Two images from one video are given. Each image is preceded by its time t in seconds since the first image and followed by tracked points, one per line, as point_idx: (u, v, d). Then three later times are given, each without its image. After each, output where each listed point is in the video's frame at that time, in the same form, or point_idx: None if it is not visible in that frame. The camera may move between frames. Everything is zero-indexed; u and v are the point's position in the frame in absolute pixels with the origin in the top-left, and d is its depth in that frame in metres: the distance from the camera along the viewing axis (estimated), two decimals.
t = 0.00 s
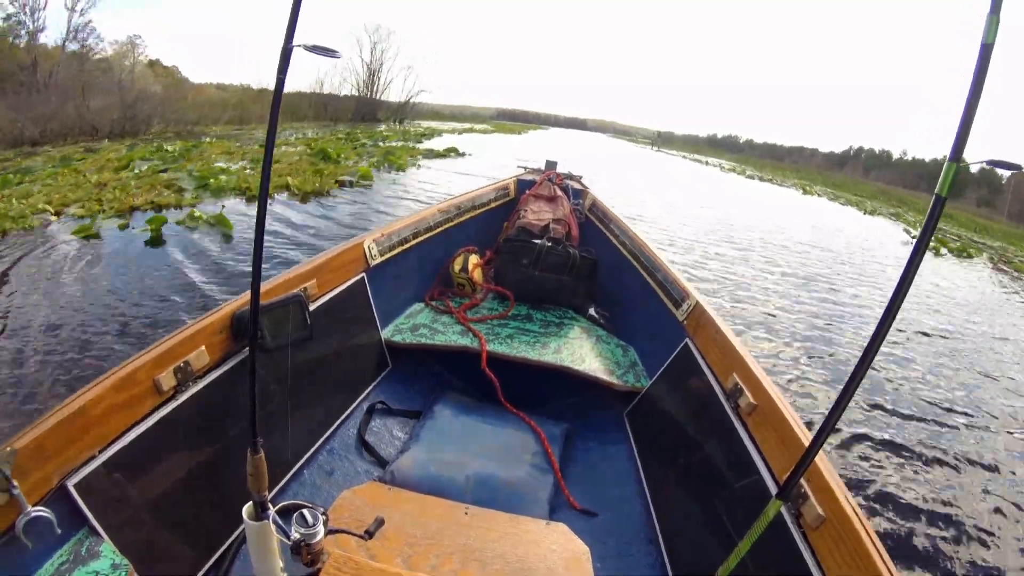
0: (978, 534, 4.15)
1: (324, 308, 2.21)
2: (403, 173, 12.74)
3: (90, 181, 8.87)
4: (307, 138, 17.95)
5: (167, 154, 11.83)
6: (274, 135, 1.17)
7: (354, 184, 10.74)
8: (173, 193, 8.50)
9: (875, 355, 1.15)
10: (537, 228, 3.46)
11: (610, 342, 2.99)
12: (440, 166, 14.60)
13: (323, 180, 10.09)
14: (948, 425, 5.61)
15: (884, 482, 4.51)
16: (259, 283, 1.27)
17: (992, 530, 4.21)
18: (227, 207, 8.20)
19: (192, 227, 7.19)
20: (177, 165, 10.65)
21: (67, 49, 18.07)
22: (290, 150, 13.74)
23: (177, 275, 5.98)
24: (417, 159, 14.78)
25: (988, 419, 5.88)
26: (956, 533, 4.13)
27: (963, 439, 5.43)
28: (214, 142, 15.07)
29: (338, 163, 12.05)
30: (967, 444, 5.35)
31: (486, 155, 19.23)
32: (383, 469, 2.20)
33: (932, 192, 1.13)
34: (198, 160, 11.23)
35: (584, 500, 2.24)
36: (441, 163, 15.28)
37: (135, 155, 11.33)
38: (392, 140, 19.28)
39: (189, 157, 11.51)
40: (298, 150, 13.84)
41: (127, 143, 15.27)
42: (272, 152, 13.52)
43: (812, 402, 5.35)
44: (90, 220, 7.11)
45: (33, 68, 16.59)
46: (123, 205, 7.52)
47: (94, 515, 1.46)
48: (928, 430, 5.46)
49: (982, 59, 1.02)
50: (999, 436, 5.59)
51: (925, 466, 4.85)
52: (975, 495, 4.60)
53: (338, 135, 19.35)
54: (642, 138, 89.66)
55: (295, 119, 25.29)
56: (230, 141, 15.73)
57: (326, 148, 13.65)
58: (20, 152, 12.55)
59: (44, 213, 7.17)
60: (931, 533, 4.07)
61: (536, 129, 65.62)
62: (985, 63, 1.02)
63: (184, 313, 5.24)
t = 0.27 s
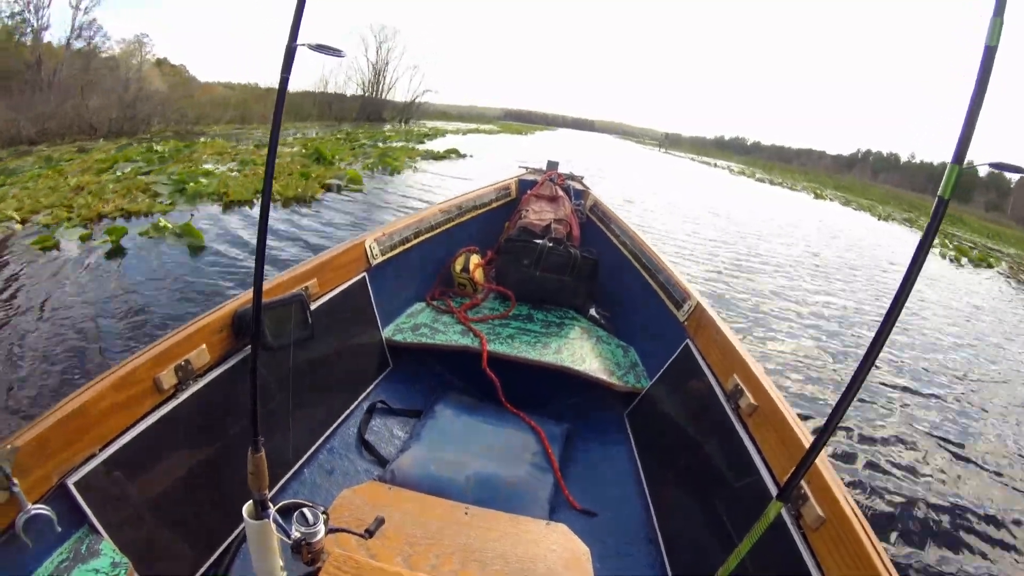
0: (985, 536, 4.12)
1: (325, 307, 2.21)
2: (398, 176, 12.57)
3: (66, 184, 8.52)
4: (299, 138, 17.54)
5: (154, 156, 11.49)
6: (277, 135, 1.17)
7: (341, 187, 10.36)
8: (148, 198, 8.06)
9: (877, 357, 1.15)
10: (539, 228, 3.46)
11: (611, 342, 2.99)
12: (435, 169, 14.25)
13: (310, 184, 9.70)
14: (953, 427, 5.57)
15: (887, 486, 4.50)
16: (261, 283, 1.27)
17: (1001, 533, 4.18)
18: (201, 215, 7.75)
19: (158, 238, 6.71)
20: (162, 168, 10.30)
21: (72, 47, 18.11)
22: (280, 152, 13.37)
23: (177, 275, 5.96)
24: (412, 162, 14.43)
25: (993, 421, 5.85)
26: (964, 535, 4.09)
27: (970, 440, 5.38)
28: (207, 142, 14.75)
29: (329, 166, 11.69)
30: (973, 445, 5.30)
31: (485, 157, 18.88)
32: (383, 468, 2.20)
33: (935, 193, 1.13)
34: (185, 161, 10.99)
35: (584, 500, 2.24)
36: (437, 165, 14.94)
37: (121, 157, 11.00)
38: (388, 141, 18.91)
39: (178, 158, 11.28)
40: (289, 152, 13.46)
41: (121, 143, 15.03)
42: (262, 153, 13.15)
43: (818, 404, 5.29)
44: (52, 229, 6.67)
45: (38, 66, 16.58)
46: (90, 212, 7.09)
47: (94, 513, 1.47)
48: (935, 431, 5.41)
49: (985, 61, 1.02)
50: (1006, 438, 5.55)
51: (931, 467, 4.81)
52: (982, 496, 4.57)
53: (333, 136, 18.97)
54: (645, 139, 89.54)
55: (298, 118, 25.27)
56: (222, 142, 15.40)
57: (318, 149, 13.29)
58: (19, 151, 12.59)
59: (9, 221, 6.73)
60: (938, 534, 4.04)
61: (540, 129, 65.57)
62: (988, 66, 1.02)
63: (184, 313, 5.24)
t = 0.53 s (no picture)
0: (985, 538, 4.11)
1: (323, 304, 2.20)
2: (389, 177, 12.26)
3: (36, 188, 8.11)
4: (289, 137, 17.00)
5: (136, 156, 11.06)
6: (274, 130, 1.16)
7: (323, 191, 9.91)
8: (115, 204, 7.61)
9: (875, 354, 1.15)
10: (537, 226, 3.46)
11: (609, 340, 2.98)
12: (427, 171, 13.79)
13: (289, 187, 9.24)
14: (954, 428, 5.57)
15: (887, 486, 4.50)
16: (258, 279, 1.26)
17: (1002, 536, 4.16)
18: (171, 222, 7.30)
19: (114, 251, 6.20)
20: (141, 168, 9.87)
21: (72, 43, 18.08)
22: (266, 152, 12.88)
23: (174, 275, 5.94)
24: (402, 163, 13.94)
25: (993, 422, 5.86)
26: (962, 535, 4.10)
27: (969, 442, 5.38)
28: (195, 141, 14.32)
29: (315, 168, 11.22)
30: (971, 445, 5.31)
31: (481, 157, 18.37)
32: (381, 465, 2.19)
33: (933, 190, 1.13)
34: (169, 162, 10.63)
35: (582, 498, 2.25)
36: (430, 166, 14.49)
37: (100, 157, 10.57)
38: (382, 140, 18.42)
39: (163, 159, 10.95)
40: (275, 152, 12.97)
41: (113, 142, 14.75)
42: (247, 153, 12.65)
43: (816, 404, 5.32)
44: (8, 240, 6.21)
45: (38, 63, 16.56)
46: (51, 219, 6.64)
47: (92, 510, 1.46)
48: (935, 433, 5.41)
49: (984, 58, 1.02)
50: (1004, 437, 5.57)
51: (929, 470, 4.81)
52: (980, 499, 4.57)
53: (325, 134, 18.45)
54: (646, 137, 89.38)
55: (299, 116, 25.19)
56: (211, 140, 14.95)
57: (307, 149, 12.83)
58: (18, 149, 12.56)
59: None
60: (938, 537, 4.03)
61: (542, 128, 65.53)
62: (987, 63, 1.01)
63: (183, 311, 5.23)
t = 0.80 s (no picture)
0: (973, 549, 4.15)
1: (316, 302, 2.20)
2: (377, 181, 11.85)
3: None
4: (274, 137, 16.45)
5: (110, 156, 10.54)
6: (267, 128, 1.16)
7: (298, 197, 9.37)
8: (74, 212, 7.10)
9: (868, 355, 1.15)
10: (532, 224, 3.45)
11: (603, 339, 2.99)
12: (415, 176, 13.28)
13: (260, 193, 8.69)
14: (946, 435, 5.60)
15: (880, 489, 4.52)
16: (250, 279, 1.25)
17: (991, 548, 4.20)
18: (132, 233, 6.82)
19: (58, 270, 5.58)
20: (111, 170, 9.35)
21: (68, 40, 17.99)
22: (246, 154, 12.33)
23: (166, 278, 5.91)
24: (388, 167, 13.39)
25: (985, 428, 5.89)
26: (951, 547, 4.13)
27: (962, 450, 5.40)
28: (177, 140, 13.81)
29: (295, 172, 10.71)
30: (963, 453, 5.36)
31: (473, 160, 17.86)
32: (374, 464, 2.19)
33: (926, 191, 1.13)
34: (146, 164, 10.15)
35: (576, 497, 2.25)
36: (418, 170, 14.00)
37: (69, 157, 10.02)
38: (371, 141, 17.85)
39: (143, 160, 10.52)
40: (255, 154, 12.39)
41: (100, 141, 14.45)
42: (226, 155, 12.10)
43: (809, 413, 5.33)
44: None
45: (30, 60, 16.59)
46: None
47: (83, 509, 1.46)
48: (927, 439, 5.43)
49: (979, 60, 1.02)
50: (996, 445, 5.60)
51: (920, 476, 4.83)
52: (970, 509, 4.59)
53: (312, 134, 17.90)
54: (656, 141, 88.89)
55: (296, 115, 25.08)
56: (194, 140, 14.45)
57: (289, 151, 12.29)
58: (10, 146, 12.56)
59: None
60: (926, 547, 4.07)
61: (542, 128, 65.57)
62: (981, 65, 1.01)
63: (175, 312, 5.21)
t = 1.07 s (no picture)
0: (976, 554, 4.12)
1: (316, 304, 2.20)
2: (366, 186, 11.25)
3: None
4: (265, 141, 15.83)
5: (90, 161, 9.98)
6: (267, 132, 1.16)
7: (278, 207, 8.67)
8: (33, 224, 6.50)
9: (865, 357, 1.15)
10: (531, 227, 3.46)
11: (603, 341, 2.99)
12: (408, 181, 12.57)
13: (235, 201, 8.00)
14: (950, 439, 5.58)
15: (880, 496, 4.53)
16: (251, 281, 1.26)
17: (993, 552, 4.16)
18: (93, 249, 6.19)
19: None
20: (87, 176, 8.78)
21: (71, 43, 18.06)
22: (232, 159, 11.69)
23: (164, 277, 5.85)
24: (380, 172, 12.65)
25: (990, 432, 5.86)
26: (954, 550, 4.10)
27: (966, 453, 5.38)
28: (166, 144, 13.26)
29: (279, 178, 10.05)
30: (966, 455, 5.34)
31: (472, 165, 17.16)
32: (374, 467, 2.19)
33: (924, 194, 1.13)
34: (127, 170, 9.61)
35: (576, 499, 2.25)
36: (413, 176, 13.35)
37: (45, 161, 9.48)
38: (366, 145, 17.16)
39: (125, 165, 9.99)
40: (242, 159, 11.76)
41: (92, 145, 14.09)
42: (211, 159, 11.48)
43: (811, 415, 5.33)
44: None
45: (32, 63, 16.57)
46: None
47: (83, 511, 1.46)
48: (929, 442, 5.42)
49: (974, 66, 1.02)
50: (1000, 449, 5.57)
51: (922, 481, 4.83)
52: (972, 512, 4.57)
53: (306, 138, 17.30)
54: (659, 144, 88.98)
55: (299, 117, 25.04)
56: (185, 144, 13.93)
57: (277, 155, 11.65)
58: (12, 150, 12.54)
59: None
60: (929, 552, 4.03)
61: (545, 130, 65.64)
62: (976, 70, 1.02)
63: (175, 312, 5.19)
